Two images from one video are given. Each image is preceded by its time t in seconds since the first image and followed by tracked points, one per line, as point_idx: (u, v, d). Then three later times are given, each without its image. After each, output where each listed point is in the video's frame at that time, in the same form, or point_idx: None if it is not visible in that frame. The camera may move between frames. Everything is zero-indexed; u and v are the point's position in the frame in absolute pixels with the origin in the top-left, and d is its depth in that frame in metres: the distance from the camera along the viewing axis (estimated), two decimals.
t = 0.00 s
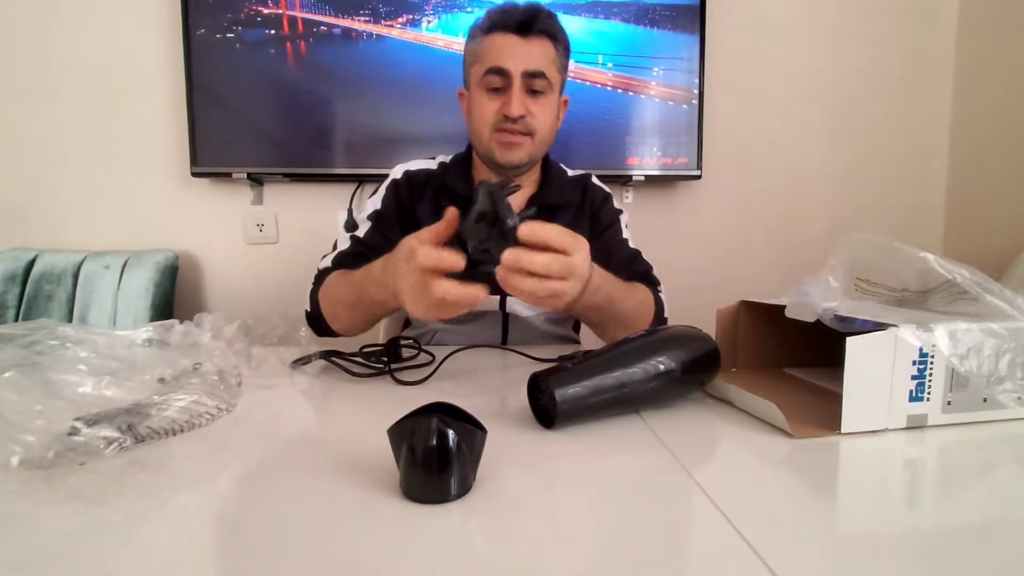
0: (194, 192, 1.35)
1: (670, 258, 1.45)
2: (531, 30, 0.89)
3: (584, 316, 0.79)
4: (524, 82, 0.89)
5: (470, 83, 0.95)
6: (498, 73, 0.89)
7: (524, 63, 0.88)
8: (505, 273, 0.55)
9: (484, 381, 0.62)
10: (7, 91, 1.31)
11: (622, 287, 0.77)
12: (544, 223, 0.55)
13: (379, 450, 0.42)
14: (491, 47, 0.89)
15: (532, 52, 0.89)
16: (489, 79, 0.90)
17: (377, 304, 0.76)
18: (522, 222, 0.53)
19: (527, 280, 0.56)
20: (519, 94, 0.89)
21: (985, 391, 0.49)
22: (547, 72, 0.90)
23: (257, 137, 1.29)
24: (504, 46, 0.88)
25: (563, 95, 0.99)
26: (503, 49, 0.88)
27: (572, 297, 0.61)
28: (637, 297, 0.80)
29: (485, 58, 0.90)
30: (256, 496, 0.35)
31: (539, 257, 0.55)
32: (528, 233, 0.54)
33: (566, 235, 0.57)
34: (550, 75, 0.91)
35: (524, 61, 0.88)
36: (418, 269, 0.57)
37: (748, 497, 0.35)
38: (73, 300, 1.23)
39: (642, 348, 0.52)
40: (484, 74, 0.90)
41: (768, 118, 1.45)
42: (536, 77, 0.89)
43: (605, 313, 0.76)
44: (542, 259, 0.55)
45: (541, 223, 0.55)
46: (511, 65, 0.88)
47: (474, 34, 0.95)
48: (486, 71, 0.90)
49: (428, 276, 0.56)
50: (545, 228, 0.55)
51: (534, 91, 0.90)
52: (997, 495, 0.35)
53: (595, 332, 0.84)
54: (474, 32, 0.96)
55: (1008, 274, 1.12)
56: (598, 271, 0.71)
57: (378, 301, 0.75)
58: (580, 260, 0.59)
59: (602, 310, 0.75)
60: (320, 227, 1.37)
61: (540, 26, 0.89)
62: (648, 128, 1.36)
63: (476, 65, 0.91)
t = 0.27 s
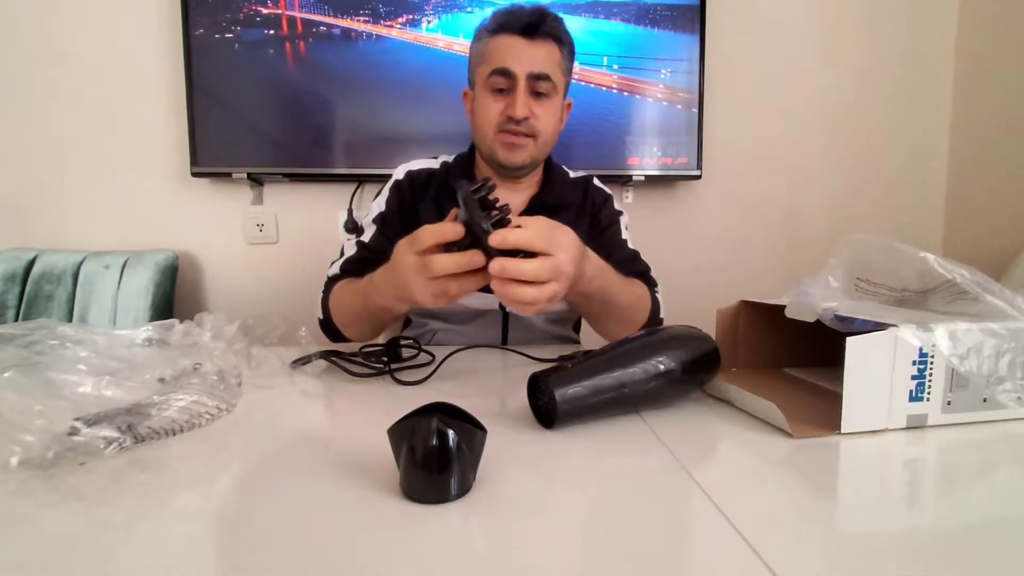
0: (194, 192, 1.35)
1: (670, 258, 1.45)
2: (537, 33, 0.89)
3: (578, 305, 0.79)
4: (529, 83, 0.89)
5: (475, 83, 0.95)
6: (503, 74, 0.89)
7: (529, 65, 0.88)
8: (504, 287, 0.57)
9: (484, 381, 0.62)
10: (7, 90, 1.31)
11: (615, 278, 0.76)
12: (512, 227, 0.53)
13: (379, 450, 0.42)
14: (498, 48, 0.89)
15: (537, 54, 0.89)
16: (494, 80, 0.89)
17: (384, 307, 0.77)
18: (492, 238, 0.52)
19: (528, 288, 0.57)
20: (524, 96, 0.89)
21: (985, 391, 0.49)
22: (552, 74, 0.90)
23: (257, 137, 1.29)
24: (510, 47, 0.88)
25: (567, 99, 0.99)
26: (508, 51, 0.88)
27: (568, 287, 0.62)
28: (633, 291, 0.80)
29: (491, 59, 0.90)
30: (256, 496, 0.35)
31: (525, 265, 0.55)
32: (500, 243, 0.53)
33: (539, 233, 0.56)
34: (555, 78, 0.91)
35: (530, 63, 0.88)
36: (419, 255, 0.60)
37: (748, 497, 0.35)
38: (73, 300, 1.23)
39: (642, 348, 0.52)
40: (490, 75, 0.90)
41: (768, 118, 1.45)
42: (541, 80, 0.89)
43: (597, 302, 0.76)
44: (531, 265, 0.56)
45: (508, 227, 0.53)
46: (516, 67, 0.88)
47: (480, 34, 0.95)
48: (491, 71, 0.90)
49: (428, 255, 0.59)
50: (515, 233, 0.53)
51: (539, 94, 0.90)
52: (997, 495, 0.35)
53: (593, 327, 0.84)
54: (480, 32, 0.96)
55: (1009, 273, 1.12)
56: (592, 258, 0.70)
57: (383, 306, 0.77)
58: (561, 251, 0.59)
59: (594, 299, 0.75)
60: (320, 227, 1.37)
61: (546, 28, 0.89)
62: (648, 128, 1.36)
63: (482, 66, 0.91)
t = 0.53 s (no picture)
0: (194, 192, 1.35)
1: (670, 257, 1.45)
2: (542, 33, 0.90)
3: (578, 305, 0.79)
4: (532, 84, 0.89)
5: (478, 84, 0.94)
6: (506, 74, 0.89)
7: (533, 66, 0.89)
8: (558, 283, 0.59)
9: (484, 381, 0.62)
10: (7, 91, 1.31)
11: (618, 280, 0.76)
12: (589, 233, 0.58)
13: (379, 450, 0.42)
14: (502, 48, 0.89)
15: (541, 55, 0.90)
16: (498, 80, 0.89)
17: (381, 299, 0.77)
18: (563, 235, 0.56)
19: (578, 288, 0.60)
20: (528, 96, 0.89)
21: (985, 391, 0.49)
22: (555, 75, 0.91)
23: (257, 137, 1.29)
24: (515, 47, 0.89)
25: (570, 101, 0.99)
26: (513, 50, 0.89)
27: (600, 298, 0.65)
28: (634, 293, 0.80)
29: (495, 58, 0.90)
30: (256, 496, 0.35)
31: (588, 267, 0.59)
32: (569, 243, 0.57)
33: (606, 243, 0.60)
34: (558, 79, 0.92)
35: (534, 63, 0.89)
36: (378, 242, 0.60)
37: (748, 497, 0.35)
38: (73, 300, 1.23)
39: (642, 348, 0.52)
40: (493, 74, 0.90)
41: (768, 118, 1.45)
42: (545, 81, 0.90)
43: (600, 304, 0.76)
44: (591, 269, 0.59)
45: (586, 231, 0.57)
46: (521, 67, 0.89)
47: (484, 36, 0.95)
48: (495, 71, 0.90)
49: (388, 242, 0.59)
50: (589, 240, 0.58)
51: (542, 94, 0.90)
52: (997, 495, 0.35)
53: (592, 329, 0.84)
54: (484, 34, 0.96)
55: (1009, 273, 1.12)
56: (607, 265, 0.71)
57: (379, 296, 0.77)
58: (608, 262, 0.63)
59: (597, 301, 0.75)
60: (320, 227, 1.37)
61: (551, 30, 0.90)
62: (647, 128, 1.36)
63: (486, 66, 0.91)
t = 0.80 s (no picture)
0: (194, 192, 1.35)
1: (670, 257, 1.45)
2: (548, 31, 0.91)
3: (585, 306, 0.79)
4: (539, 79, 0.89)
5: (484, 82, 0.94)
6: (513, 70, 0.89)
7: (540, 62, 0.89)
8: (572, 269, 0.59)
9: (484, 381, 0.62)
10: (7, 91, 1.31)
11: (624, 281, 0.77)
12: (592, 214, 0.58)
13: (379, 450, 0.42)
14: (510, 44, 0.90)
15: (548, 52, 0.90)
16: (506, 74, 0.89)
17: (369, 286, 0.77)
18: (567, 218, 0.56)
19: (593, 271, 0.59)
20: (536, 89, 0.88)
21: (984, 391, 0.49)
22: (562, 72, 0.91)
23: (257, 137, 1.29)
24: (522, 44, 0.89)
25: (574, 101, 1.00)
26: (520, 47, 0.89)
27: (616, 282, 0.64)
28: (639, 294, 0.80)
29: (501, 55, 0.90)
30: (256, 497, 0.35)
31: (598, 248, 0.59)
32: (576, 226, 0.57)
33: (610, 223, 0.60)
34: (565, 76, 0.92)
35: (541, 59, 0.89)
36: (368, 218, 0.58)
37: (748, 497, 0.35)
38: (73, 300, 1.23)
39: (642, 348, 0.51)
40: (501, 68, 0.89)
41: (768, 118, 1.45)
42: (552, 76, 0.90)
43: (609, 306, 0.77)
44: (602, 250, 0.59)
45: (588, 212, 0.58)
46: (528, 62, 0.89)
47: (491, 34, 0.96)
48: (501, 68, 0.90)
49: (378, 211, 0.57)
50: (594, 221, 0.58)
51: (550, 89, 0.90)
52: (998, 495, 0.35)
53: (597, 330, 0.84)
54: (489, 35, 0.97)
55: (1009, 273, 1.12)
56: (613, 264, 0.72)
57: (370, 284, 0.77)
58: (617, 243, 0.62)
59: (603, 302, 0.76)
60: (320, 227, 1.37)
61: (557, 27, 0.91)
62: (647, 128, 1.36)
63: (491, 63, 0.91)
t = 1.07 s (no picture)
0: (193, 192, 1.35)
1: (670, 257, 1.45)
2: (551, 28, 0.91)
3: (596, 305, 0.80)
4: (543, 76, 0.89)
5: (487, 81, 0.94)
6: (517, 67, 0.89)
7: (543, 59, 0.89)
8: (599, 275, 0.59)
9: (484, 381, 0.62)
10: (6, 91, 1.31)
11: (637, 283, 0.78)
12: (615, 220, 0.58)
13: (378, 450, 0.43)
14: (513, 42, 0.90)
15: (551, 48, 0.90)
16: (509, 72, 0.89)
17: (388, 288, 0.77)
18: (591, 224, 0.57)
19: (619, 277, 0.59)
20: (539, 86, 0.89)
21: (984, 390, 0.49)
22: (565, 69, 0.92)
23: (256, 137, 1.29)
24: (525, 41, 0.89)
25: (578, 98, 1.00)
26: (523, 44, 0.89)
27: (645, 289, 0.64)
28: (648, 294, 0.80)
29: (505, 53, 0.90)
30: (256, 497, 0.35)
31: (624, 254, 0.59)
32: (600, 233, 0.58)
33: (636, 230, 0.60)
34: (568, 72, 0.92)
35: (545, 56, 0.89)
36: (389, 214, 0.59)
37: (750, 497, 0.35)
38: (73, 300, 1.23)
39: (642, 348, 0.52)
40: (504, 67, 0.89)
41: (768, 117, 1.45)
42: (555, 72, 0.90)
43: (620, 306, 0.77)
44: (628, 255, 0.59)
45: (612, 219, 0.58)
46: (532, 59, 0.89)
47: (492, 34, 0.96)
48: (505, 65, 0.90)
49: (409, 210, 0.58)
50: (618, 227, 0.58)
51: (553, 85, 0.90)
52: (997, 495, 0.35)
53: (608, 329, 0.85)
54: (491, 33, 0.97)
55: (1009, 273, 1.12)
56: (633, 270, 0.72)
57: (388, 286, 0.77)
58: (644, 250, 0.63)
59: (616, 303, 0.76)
60: (320, 227, 1.37)
61: (559, 25, 0.92)
62: (647, 128, 1.36)
63: (495, 61, 0.92)
